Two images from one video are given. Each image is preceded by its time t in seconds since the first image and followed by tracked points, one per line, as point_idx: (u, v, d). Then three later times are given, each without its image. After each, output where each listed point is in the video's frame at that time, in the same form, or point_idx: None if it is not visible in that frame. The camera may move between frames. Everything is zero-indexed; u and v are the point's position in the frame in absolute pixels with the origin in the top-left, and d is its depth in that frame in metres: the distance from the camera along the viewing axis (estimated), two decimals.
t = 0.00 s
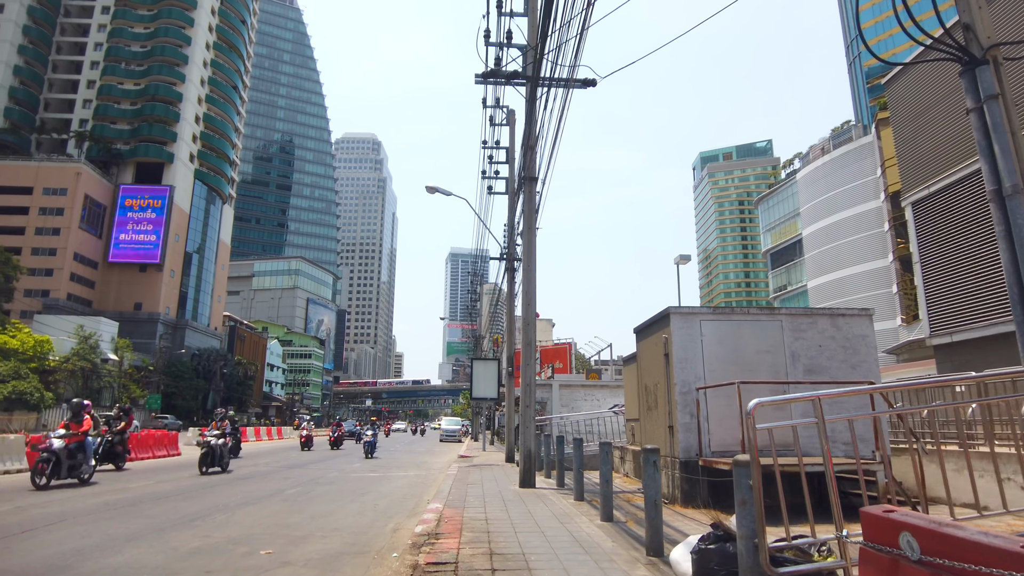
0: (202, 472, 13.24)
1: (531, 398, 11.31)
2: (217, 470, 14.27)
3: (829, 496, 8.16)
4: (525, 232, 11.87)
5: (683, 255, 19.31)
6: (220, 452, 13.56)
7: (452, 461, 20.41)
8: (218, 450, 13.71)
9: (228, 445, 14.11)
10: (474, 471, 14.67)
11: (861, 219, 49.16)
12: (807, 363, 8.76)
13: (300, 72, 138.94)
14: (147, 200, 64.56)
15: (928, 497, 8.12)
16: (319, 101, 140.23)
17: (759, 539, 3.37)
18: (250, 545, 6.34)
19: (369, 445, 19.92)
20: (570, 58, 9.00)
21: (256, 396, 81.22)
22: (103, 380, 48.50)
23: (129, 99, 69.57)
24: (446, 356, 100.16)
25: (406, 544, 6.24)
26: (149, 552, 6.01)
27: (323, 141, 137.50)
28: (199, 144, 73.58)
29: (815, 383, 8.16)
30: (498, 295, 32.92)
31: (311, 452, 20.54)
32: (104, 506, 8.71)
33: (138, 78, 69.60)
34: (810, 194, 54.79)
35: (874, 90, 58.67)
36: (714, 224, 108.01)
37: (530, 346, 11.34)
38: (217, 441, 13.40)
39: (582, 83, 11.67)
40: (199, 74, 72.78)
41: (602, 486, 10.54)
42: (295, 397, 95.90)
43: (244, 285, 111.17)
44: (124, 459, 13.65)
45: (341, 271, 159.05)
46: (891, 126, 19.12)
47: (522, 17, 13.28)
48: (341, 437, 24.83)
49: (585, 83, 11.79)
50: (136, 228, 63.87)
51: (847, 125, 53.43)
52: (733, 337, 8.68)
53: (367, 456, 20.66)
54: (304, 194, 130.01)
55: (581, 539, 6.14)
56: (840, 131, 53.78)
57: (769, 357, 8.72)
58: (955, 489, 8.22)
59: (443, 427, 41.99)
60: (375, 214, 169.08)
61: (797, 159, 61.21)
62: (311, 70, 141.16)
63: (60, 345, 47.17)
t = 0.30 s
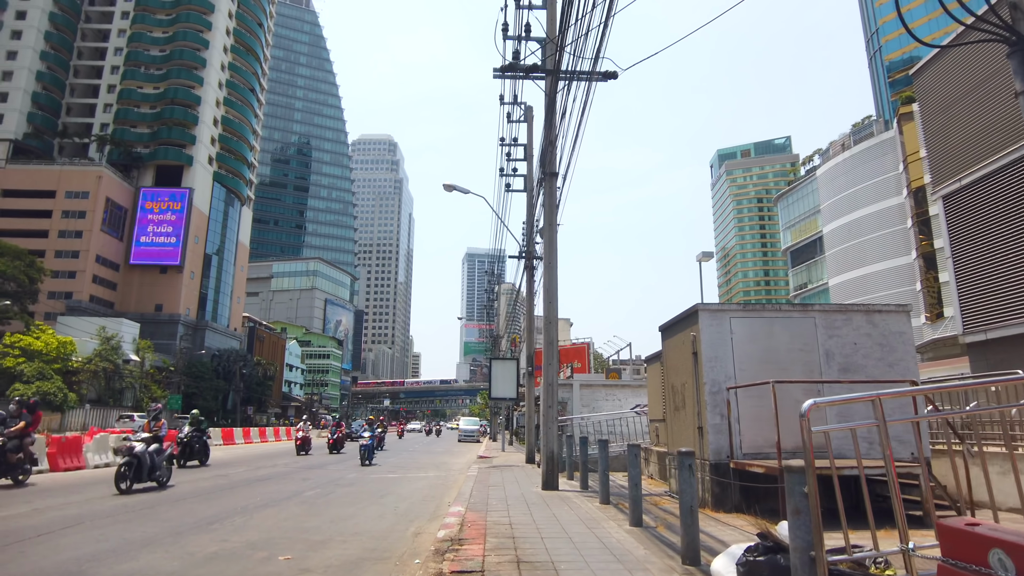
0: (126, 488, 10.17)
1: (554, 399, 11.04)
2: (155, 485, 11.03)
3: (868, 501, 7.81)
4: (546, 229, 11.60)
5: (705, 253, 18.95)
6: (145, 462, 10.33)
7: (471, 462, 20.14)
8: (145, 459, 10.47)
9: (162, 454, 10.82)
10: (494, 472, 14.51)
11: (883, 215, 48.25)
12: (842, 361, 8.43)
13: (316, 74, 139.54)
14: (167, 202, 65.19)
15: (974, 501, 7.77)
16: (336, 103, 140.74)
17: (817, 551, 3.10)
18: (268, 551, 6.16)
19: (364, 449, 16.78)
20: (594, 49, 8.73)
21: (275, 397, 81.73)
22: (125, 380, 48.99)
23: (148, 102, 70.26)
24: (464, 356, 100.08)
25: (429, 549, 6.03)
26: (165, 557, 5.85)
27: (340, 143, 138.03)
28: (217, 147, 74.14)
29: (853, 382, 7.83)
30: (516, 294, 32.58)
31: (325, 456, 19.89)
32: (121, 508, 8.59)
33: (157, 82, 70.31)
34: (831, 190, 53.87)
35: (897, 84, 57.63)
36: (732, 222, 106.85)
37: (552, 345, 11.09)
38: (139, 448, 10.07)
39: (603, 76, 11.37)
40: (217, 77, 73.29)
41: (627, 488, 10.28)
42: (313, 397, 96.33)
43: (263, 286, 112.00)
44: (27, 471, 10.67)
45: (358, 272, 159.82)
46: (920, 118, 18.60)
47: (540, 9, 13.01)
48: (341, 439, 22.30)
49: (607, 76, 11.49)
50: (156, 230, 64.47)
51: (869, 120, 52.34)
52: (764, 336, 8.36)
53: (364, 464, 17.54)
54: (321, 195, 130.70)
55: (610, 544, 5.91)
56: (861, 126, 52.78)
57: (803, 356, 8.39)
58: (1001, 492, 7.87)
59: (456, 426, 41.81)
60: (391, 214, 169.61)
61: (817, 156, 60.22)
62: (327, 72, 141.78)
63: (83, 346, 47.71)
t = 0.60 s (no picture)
0: None
1: (583, 399, 10.79)
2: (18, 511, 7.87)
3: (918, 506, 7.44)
4: (574, 224, 11.33)
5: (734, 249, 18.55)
6: None
7: (497, 463, 19.92)
8: None
9: (22, 471, 7.58)
10: (522, 472, 14.29)
11: (914, 211, 47.10)
12: (888, 358, 8.05)
13: (339, 77, 140.43)
14: (194, 205, 66.03)
15: None
16: (359, 106, 141.67)
17: (894, 563, 2.83)
18: (296, 554, 5.99)
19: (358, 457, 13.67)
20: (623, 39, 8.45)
21: (301, 397, 82.52)
22: (154, 381, 49.71)
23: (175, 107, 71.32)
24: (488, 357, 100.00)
25: (461, 554, 5.82)
26: (191, 560, 5.71)
27: (363, 145, 138.95)
28: (243, 150, 74.98)
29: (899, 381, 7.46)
30: (539, 294, 32.29)
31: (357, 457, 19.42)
32: (150, 509, 8.53)
33: (184, 87, 71.36)
34: (859, 186, 52.78)
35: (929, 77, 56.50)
36: (758, 220, 105.42)
37: (581, 344, 10.82)
38: None
39: (632, 67, 11.06)
40: (242, 81, 74.11)
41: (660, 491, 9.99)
42: (338, 398, 97.06)
43: (289, 288, 113.31)
44: None
45: (382, 273, 160.83)
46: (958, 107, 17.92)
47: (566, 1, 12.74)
48: (341, 443, 19.52)
49: (636, 67, 11.17)
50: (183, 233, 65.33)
51: (898, 113, 50.97)
52: (806, 332, 8.02)
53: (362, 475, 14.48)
54: (345, 198, 131.72)
55: (650, 550, 5.66)
56: (891, 120, 51.47)
57: (846, 353, 8.03)
58: None
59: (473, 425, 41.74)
60: (414, 215, 170.38)
61: (845, 151, 58.94)
62: (350, 75, 142.75)
63: (113, 348, 48.45)
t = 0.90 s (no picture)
0: None
1: (604, 399, 10.51)
2: None
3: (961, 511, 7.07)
4: (592, 220, 11.07)
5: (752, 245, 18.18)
6: None
7: (513, 464, 19.67)
8: None
9: None
10: (538, 474, 14.03)
11: (931, 209, 46.36)
12: (924, 356, 7.70)
13: (352, 79, 140.74)
14: (208, 207, 66.39)
15: None
16: (372, 108, 142.04)
17: None
18: (311, 561, 5.75)
19: (314, 471, 10.48)
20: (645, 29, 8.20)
21: (315, 397, 82.77)
22: (169, 382, 49.94)
23: (190, 110, 71.77)
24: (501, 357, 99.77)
25: (482, 561, 5.59)
26: (200, 567, 5.49)
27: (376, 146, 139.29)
28: (257, 152, 75.34)
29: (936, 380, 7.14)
30: (553, 295, 31.98)
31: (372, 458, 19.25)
32: (164, 511, 8.39)
33: (199, 89, 71.83)
34: (876, 184, 52.03)
35: (947, 73, 55.71)
36: (773, 218, 104.55)
37: (601, 342, 10.56)
38: None
39: (652, 58, 10.78)
40: (256, 84, 74.45)
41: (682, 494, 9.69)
42: (352, 398, 97.30)
43: (303, 289, 113.92)
44: None
45: (395, 274, 161.31)
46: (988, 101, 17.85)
47: None
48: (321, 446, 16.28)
49: (657, 59, 10.90)
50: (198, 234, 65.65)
51: (916, 109, 50.17)
52: (837, 328, 7.72)
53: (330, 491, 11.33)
54: (358, 199, 132.24)
55: (680, 558, 5.38)
56: (909, 116, 50.65)
57: (879, 351, 7.70)
58: None
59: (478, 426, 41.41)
60: (427, 216, 170.62)
61: (862, 148, 58.11)
62: (362, 77, 143.03)
63: (130, 349, 48.74)
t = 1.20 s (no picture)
0: None
1: (617, 396, 10.23)
2: None
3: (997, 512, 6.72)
4: (603, 213, 10.80)
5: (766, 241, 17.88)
6: None
7: (522, 463, 19.41)
8: None
9: None
10: (549, 473, 13.75)
11: (943, 207, 45.75)
12: (953, 351, 7.38)
13: (360, 79, 140.79)
14: (217, 207, 66.47)
15: None
16: (379, 108, 142.12)
17: None
18: (315, 565, 5.50)
19: (205, 491, 6.95)
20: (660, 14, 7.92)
21: (324, 397, 82.83)
22: (178, 382, 49.97)
23: (199, 110, 71.92)
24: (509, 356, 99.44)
25: (493, 565, 5.33)
26: (199, 571, 5.23)
27: (384, 146, 139.30)
28: (265, 152, 75.42)
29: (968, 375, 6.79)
30: (562, 293, 31.62)
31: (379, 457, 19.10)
32: (167, 511, 8.18)
33: (207, 90, 71.95)
34: (885, 182, 51.42)
35: (959, 69, 55.19)
36: (783, 216, 103.75)
37: (614, 338, 10.28)
38: None
39: (665, 48, 10.48)
40: (264, 84, 74.50)
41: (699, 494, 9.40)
42: (361, 398, 97.34)
43: (312, 289, 114.10)
44: None
45: (403, 274, 161.44)
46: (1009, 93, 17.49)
47: None
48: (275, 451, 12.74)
49: (671, 48, 10.60)
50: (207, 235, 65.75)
51: (928, 105, 49.48)
52: (861, 321, 7.40)
53: (242, 516, 7.91)
54: (366, 199, 132.33)
55: (703, 561, 5.08)
56: (920, 112, 49.97)
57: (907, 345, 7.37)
58: None
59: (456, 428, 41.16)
60: (435, 216, 170.61)
61: (873, 145, 57.42)
62: (370, 77, 143.07)
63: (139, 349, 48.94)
